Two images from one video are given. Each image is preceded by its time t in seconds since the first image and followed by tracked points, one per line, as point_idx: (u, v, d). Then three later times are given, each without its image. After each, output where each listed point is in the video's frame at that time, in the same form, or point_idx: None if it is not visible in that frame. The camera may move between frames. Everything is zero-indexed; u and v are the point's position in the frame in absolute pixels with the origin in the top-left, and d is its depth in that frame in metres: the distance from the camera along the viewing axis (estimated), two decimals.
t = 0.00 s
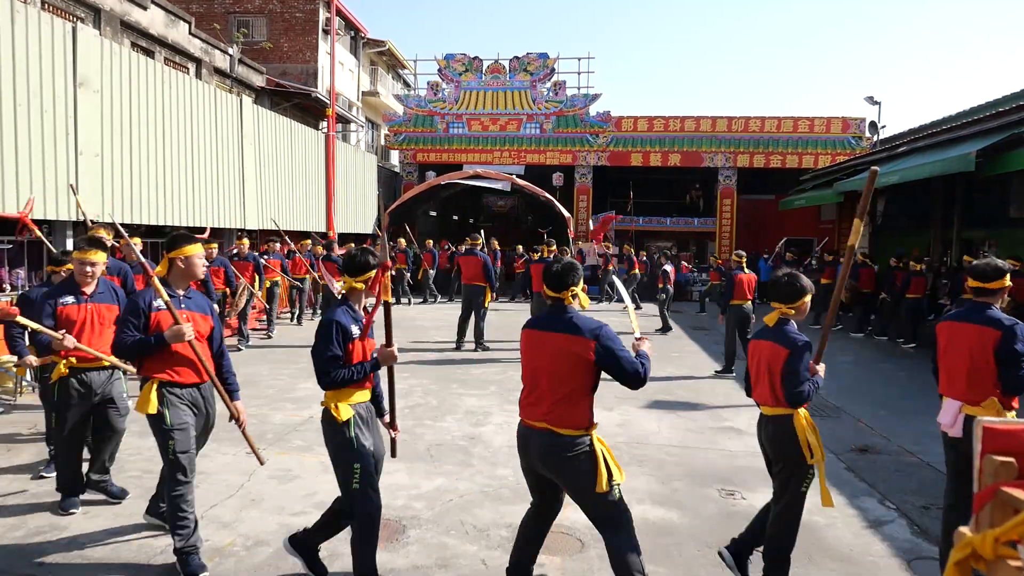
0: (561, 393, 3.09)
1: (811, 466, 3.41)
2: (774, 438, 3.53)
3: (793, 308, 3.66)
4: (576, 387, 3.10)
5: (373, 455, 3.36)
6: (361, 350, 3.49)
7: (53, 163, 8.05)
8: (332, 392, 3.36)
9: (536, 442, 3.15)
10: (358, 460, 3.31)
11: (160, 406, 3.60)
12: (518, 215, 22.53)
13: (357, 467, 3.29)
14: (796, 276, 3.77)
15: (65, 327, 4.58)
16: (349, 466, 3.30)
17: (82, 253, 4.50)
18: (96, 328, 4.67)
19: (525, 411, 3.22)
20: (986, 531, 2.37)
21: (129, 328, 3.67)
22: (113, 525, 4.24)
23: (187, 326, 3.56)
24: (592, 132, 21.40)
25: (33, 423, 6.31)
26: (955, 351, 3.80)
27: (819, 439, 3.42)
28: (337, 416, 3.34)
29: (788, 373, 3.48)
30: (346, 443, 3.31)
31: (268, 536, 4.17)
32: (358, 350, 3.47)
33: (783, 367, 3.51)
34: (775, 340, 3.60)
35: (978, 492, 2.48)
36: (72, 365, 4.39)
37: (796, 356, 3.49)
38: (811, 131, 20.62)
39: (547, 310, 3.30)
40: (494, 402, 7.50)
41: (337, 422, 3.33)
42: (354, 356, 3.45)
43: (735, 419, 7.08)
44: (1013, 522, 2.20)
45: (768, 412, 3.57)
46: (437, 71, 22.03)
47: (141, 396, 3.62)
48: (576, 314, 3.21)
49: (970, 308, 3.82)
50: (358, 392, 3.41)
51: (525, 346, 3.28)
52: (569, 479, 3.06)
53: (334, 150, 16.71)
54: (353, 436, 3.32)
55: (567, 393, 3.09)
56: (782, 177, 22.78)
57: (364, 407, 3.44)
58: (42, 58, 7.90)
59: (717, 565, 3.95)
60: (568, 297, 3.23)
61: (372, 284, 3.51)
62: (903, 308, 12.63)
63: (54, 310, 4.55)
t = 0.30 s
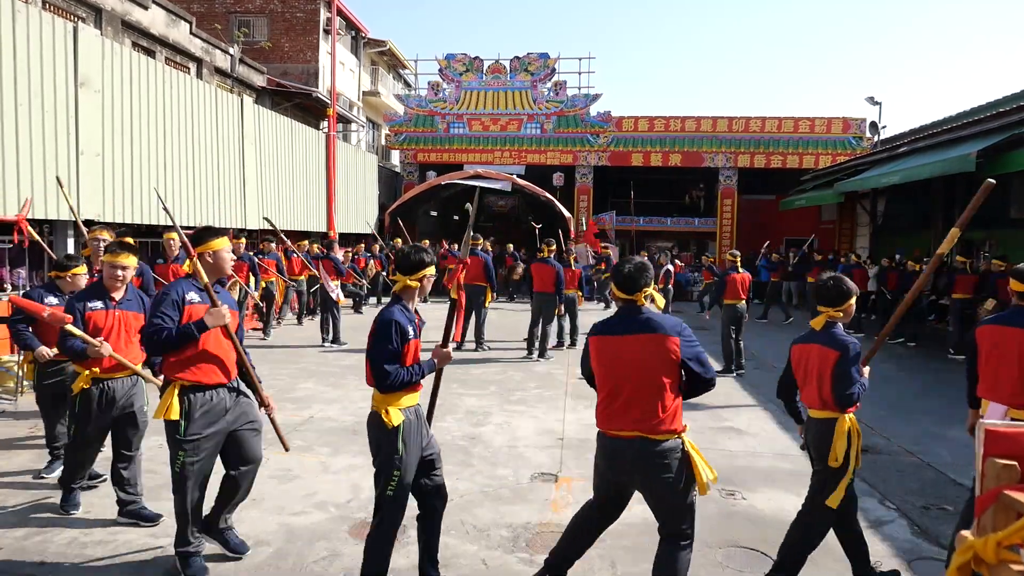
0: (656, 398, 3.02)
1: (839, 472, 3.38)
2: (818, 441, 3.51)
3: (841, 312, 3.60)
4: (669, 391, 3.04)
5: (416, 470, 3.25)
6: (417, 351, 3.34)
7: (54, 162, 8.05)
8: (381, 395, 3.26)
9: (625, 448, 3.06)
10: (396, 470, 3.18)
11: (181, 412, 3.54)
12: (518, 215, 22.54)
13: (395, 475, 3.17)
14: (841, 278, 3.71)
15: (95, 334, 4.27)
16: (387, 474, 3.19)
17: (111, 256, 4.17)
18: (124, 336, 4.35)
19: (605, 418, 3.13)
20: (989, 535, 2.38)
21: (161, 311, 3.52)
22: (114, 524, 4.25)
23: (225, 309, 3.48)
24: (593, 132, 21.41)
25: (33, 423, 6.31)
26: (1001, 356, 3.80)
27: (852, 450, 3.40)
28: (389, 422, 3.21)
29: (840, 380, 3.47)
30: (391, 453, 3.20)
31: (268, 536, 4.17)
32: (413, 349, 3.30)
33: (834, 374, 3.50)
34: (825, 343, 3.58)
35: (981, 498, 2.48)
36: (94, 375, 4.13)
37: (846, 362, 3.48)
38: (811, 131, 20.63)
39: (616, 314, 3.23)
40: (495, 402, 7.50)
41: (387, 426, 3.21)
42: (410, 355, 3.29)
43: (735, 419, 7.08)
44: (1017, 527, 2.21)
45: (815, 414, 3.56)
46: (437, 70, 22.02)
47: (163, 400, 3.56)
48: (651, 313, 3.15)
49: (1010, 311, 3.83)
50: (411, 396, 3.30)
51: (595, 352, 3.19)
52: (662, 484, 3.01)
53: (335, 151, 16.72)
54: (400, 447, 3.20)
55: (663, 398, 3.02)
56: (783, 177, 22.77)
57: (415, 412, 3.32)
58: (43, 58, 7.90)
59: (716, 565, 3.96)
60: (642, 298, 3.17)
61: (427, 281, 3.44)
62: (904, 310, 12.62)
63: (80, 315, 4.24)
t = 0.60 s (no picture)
0: (708, 402, 3.01)
1: (900, 470, 3.44)
2: (869, 442, 3.55)
3: (878, 308, 3.68)
4: (721, 398, 3.03)
5: (485, 475, 3.21)
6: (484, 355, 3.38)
7: (54, 162, 8.04)
8: (444, 405, 3.26)
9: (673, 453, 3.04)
10: (464, 481, 3.16)
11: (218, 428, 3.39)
12: (518, 215, 22.56)
13: (463, 488, 3.15)
14: (873, 277, 3.78)
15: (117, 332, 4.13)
16: (455, 486, 3.16)
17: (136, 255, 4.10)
18: (150, 335, 4.23)
19: (656, 418, 3.10)
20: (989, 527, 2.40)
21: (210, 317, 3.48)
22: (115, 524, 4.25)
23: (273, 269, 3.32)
24: (593, 132, 21.41)
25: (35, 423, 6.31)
26: None
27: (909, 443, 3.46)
28: (452, 433, 3.22)
29: (884, 374, 3.49)
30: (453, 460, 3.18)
31: (267, 535, 4.17)
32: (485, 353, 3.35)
33: (877, 370, 3.52)
34: (865, 341, 3.62)
35: (984, 491, 2.50)
36: (122, 375, 4.09)
37: (888, 356, 3.51)
38: (812, 131, 20.63)
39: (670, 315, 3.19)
40: (495, 402, 7.50)
41: (450, 438, 3.21)
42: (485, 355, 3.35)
43: (736, 419, 7.07)
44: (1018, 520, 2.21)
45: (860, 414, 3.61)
46: (437, 70, 22.01)
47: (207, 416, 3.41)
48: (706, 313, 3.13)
49: None
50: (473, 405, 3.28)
51: (646, 353, 3.13)
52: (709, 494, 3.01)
53: (335, 151, 16.71)
54: (462, 453, 3.18)
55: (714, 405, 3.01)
56: (783, 176, 22.76)
57: (477, 422, 3.30)
58: (43, 57, 7.90)
59: (718, 565, 3.95)
60: (699, 299, 3.14)
61: (488, 288, 3.54)
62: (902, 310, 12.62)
63: (101, 314, 4.10)
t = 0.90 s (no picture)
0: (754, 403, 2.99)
1: (926, 469, 3.44)
2: (897, 440, 3.54)
3: (907, 308, 3.71)
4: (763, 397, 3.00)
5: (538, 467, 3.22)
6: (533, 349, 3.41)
7: (54, 162, 8.04)
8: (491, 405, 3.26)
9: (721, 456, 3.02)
10: (528, 474, 3.15)
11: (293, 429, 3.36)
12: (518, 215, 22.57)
13: (529, 481, 3.13)
14: (901, 277, 3.81)
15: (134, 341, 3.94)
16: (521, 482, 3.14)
17: (157, 257, 3.92)
18: (170, 340, 4.03)
19: (702, 423, 3.10)
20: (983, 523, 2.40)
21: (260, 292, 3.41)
22: (115, 525, 4.25)
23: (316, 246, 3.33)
24: (593, 132, 21.43)
25: (36, 424, 6.32)
26: None
27: (938, 443, 3.43)
28: (507, 430, 3.20)
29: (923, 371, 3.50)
30: (512, 460, 3.18)
31: (268, 536, 4.17)
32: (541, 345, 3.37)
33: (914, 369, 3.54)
34: (897, 340, 3.64)
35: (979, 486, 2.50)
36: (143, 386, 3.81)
37: (926, 353, 3.52)
38: (812, 131, 20.63)
39: (707, 319, 3.21)
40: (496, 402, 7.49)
41: (506, 435, 3.20)
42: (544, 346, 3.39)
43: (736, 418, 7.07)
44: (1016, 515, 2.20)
45: (889, 413, 3.61)
46: (438, 70, 22.01)
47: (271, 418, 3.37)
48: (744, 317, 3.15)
49: None
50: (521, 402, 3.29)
51: (686, 361, 3.16)
52: (765, 493, 2.95)
53: (335, 151, 16.72)
54: (521, 452, 3.19)
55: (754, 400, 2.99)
56: (784, 176, 22.76)
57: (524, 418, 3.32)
58: (43, 57, 7.89)
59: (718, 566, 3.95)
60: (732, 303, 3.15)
61: (539, 287, 3.47)
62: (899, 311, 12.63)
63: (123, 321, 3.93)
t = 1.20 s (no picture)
0: (800, 403, 3.00)
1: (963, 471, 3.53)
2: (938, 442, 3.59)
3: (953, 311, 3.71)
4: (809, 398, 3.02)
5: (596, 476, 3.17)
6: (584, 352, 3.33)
7: (54, 161, 8.04)
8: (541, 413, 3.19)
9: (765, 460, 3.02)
10: (590, 487, 3.08)
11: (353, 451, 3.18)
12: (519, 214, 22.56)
13: (592, 493, 3.07)
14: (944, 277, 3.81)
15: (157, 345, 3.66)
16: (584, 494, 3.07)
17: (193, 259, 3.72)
18: (198, 343, 3.77)
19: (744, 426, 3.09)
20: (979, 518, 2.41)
21: (321, 302, 3.25)
22: (114, 526, 4.25)
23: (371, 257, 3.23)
24: (593, 132, 21.42)
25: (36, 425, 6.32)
26: None
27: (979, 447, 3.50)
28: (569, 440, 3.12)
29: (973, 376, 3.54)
30: (573, 471, 3.10)
31: (268, 535, 4.17)
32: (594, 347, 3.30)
33: (961, 374, 3.58)
34: (941, 344, 3.67)
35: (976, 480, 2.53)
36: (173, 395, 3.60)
37: (976, 359, 3.56)
38: (813, 131, 20.62)
39: (751, 322, 3.22)
40: (496, 402, 7.49)
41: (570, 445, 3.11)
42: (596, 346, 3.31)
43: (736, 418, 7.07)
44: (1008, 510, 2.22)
45: (932, 416, 3.64)
46: (439, 70, 22.01)
47: (331, 438, 3.19)
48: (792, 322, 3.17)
49: None
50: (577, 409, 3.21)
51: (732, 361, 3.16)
52: (808, 493, 2.97)
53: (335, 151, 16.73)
54: (581, 463, 3.12)
55: (802, 405, 3.00)
56: (785, 176, 22.77)
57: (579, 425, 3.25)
58: (43, 56, 7.89)
59: (719, 566, 3.95)
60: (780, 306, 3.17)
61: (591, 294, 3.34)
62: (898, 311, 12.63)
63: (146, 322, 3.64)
